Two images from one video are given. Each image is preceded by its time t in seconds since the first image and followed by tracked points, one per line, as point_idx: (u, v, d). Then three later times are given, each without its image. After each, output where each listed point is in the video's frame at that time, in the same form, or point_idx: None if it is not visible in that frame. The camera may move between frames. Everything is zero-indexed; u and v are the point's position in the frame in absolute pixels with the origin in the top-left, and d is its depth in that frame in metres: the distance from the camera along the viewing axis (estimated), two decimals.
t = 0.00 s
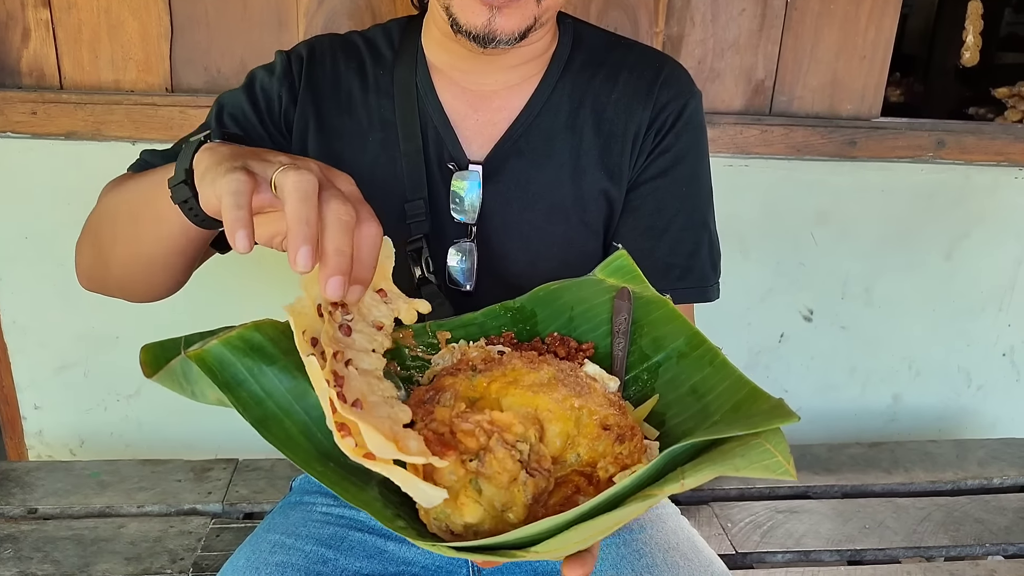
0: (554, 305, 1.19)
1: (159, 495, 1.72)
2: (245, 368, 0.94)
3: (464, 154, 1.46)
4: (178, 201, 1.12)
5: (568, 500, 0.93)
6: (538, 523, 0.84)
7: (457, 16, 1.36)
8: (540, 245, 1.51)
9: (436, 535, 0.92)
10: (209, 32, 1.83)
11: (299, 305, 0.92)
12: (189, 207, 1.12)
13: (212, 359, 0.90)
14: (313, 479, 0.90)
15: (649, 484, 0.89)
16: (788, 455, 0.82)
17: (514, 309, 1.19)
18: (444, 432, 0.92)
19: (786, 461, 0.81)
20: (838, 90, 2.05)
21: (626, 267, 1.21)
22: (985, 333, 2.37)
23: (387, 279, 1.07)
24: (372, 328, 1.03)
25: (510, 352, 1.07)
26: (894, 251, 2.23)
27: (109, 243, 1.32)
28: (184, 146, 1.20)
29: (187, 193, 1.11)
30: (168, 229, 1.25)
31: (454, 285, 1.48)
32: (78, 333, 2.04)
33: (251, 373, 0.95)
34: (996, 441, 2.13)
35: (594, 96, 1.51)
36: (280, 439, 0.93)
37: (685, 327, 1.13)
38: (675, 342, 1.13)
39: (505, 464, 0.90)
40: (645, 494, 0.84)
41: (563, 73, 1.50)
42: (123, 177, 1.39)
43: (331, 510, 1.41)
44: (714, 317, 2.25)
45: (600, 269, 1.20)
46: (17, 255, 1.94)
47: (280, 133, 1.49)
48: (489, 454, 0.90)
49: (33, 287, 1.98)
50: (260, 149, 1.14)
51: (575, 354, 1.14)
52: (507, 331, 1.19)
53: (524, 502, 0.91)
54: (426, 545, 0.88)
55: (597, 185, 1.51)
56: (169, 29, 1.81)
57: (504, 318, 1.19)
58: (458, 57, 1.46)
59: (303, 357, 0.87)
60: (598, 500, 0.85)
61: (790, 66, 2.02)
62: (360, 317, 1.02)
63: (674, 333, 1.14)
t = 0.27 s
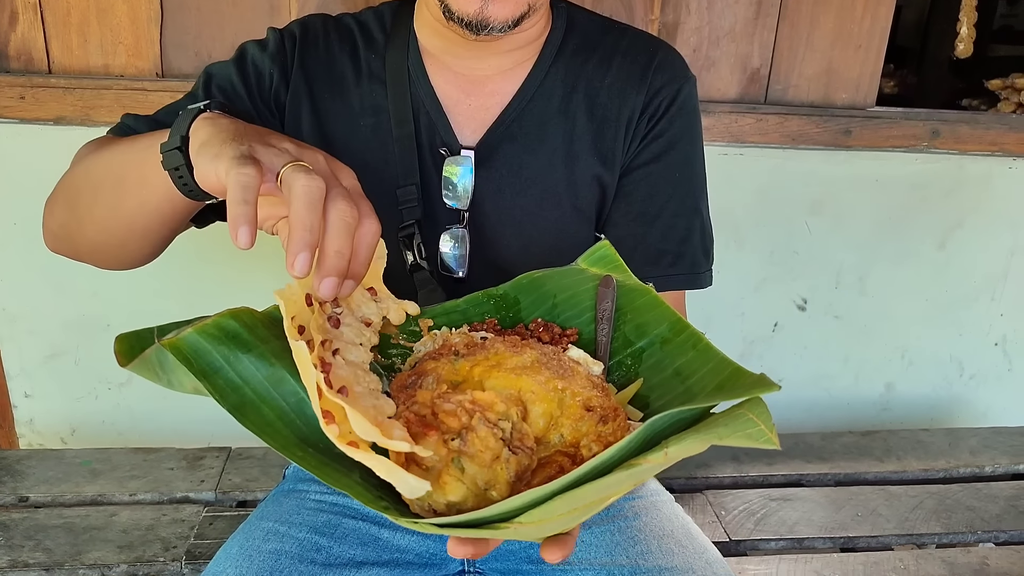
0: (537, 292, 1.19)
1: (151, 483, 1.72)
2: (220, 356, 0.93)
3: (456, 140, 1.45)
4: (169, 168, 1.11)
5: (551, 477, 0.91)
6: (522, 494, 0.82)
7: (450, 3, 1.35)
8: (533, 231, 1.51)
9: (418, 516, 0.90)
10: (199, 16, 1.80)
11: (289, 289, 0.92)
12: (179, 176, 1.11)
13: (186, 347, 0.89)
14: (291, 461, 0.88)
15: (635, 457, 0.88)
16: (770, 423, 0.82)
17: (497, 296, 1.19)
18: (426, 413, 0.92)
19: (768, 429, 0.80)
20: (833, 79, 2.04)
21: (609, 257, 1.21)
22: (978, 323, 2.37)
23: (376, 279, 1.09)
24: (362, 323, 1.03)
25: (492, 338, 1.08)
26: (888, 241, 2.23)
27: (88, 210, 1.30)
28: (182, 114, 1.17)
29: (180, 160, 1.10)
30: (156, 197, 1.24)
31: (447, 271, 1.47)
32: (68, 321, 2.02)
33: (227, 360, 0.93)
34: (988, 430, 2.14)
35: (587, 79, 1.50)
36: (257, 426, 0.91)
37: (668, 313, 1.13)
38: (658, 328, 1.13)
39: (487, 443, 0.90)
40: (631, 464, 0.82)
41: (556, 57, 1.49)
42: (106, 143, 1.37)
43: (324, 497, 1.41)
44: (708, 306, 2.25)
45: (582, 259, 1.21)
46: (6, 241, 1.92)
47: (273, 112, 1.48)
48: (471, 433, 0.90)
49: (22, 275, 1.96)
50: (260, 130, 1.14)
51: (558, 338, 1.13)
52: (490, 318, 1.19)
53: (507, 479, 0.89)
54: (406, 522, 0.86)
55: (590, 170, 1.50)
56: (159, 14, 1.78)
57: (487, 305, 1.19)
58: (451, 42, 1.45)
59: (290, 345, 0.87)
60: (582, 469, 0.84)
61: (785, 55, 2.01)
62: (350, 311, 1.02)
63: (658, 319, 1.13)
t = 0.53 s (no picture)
0: (528, 294, 1.19)
1: (151, 479, 1.72)
2: (218, 356, 0.92)
3: (452, 134, 1.45)
4: (160, 178, 1.13)
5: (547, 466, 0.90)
6: (517, 481, 0.83)
7: None
8: (531, 226, 1.51)
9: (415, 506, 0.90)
10: (196, 11, 1.80)
11: (292, 291, 0.92)
12: (172, 184, 1.13)
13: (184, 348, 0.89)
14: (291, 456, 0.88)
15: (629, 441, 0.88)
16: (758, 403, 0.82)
17: (489, 300, 1.19)
18: (421, 408, 0.92)
19: (756, 408, 0.81)
20: (830, 72, 2.04)
21: (598, 258, 1.23)
22: (974, 315, 2.38)
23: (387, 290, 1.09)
24: (368, 329, 1.03)
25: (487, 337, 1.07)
26: (885, 234, 2.24)
27: (86, 214, 1.31)
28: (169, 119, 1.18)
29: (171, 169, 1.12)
30: (150, 202, 1.24)
31: (445, 266, 1.48)
32: (66, 317, 2.02)
33: (225, 361, 0.93)
34: (984, 422, 2.15)
35: (584, 73, 1.49)
36: (256, 423, 0.91)
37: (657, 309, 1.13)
38: (648, 324, 1.13)
39: (483, 434, 0.90)
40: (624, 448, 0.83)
41: (552, 50, 1.49)
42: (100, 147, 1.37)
43: (324, 492, 1.41)
44: (706, 300, 2.25)
45: (571, 261, 1.22)
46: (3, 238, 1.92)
47: (270, 111, 1.48)
48: (466, 425, 0.90)
49: (19, 272, 1.95)
50: (246, 131, 1.13)
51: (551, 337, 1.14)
52: (483, 321, 1.19)
53: (503, 469, 0.90)
54: (405, 512, 0.86)
55: (587, 164, 1.50)
56: (155, 9, 1.78)
57: (480, 308, 1.19)
58: (447, 36, 1.45)
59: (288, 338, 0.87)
60: (575, 454, 0.84)
61: (782, 49, 2.01)
62: (356, 316, 1.02)
63: (647, 315, 1.13)
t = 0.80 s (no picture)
0: (527, 299, 1.20)
1: (154, 478, 1.72)
2: (223, 358, 0.93)
3: (456, 137, 1.45)
4: (172, 198, 1.15)
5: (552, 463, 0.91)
6: (520, 476, 0.84)
7: (454, 6, 1.36)
8: (535, 228, 1.51)
9: (421, 505, 0.92)
10: (199, 12, 1.81)
11: (302, 293, 0.93)
12: (184, 204, 1.15)
13: (190, 351, 0.89)
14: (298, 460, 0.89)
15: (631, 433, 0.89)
16: (757, 391, 0.83)
17: (490, 307, 1.21)
18: (426, 409, 0.93)
19: (754, 396, 0.81)
20: (830, 75, 2.05)
21: (595, 263, 1.22)
22: (973, 317, 2.39)
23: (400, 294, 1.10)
24: (380, 332, 1.04)
25: (487, 341, 1.08)
26: (885, 236, 2.25)
27: (100, 231, 1.32)
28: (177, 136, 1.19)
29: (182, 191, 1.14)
30: (159, 212, 1.24)
31: (449, 269, 1.49)
32: (69, 318, 2.03)
33: (231, 362, 0.94)
34: (983, 424, 2.15)
35: (587, 75, 1.50)
36: (261, 425, 0.92)
37: (655, 310, 1.14)
38: (646, 324, 1.14)
39: (487, 433, 0.91)
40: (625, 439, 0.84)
41: (555, 52, 1.50)
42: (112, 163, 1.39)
43: (326, 492, 1.42)
44: (707, 302, 2.26)
45: (570, 268, 1.22)
46: (7, 239, 1.93)
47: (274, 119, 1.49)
48: (471, 424, 0.92)
49: (23, 272, 1.96)
50: (249, 144, 1.13)
51: (553, 341, 1.14)
52: (485, 329, 1.20)
53: (507, 468, 0.91)
54: (412, 512, 0.87)
55: (591, 166, 1.51)
56: (159, 10, 1.79)
57: (481, 316, 1.20)
58: (450, 39, 1.46)
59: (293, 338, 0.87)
60: (577, 449, 0.85)
61: (783, 51, 2.02)
62: (367, 319, 1.04)
63: (645, 316, 1.14)
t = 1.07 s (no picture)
0: (520, 307, 1.21)
1: (148, 479, 1.72)
2: (223, 361, 0.93)
3: (451, 141, 1.46)
4: (168, 194, 1.13)
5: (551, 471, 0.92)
6: (523, 487, 0.83)
7: (452, 6, 1.36)
8: (529, 232, 1.52)
9: (421, 514, 0.92)
10: (195, 13, 1.80)
11: (310, 297, 0.95)
12: (181, 200, 1.14)
13: (189, 352, 0.88)
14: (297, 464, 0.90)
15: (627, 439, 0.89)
16: (755, 398, 0.84)
17: (483, 314, 1.20)
18: (426, 416, 0.94)
19: (752, 402, 0.82)
20: (824, 79, 2.06)
21: (586, 271, 1.23)
22: (965, 320, 2.41)
23: (420, 315, 1.11)
24: (393, 346, 1.04)
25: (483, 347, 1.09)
26: (877, 239, 2.26)
27: (109, 247, 1.33)
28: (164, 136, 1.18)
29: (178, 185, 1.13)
30: (157, 215, 1.24)
31: (442, 272, 1.49)
32: (63, 318, 2.02)
33: (230, 365, 0.93)
34: (974, 425, 2.17)
35: (583, 81, 1.51)
36: (260, 429, 0.92)
37: (648, 316, 1.14)
38: (639, 330, 1.14)
39: (488, 441, 0.91)
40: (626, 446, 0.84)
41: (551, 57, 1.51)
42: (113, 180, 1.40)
43: (322, 493, 1.42)
44: (701, 304, 2.27)
45: (561, 276, 1.24)
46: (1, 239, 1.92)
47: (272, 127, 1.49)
48: (472, 432, 0.92)
49: (17, 273, 1.96)
50: (236, 130, 1.12)
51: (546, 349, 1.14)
52: (478, 336, 1.19)
53: (508, 476, 0.91)
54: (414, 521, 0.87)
55: (586, 171, 1.51)
56: (155, 11, 1.78)
57: (473, 323, 1.20)
58: (446, 42, 1.46)
59: (298, 341, 0.89)
60: (577, 457, 0.85)
61: (777, 55, 2.03)
62: (382, 331, 1.04)
63: (637, 322, 1.15)
